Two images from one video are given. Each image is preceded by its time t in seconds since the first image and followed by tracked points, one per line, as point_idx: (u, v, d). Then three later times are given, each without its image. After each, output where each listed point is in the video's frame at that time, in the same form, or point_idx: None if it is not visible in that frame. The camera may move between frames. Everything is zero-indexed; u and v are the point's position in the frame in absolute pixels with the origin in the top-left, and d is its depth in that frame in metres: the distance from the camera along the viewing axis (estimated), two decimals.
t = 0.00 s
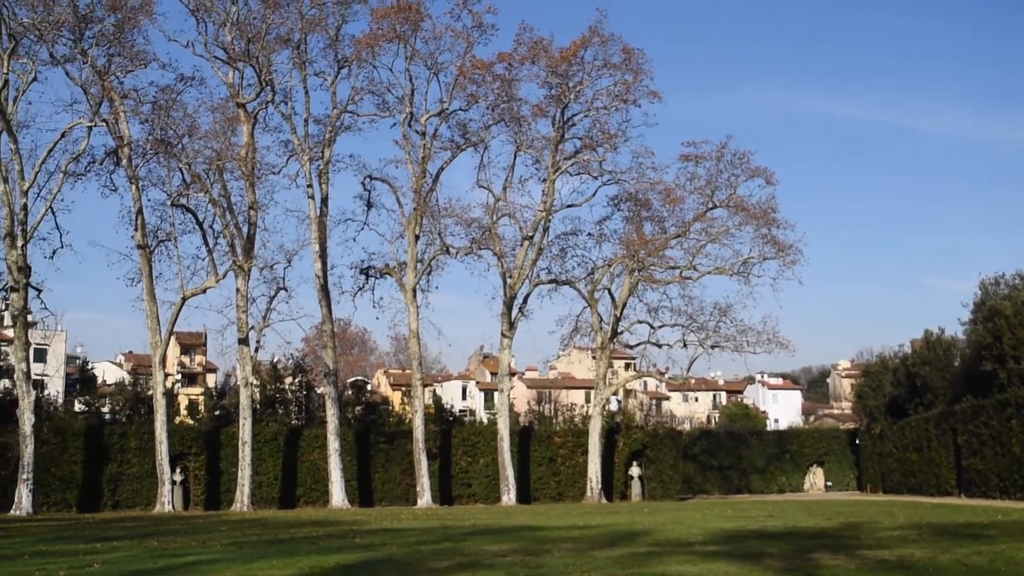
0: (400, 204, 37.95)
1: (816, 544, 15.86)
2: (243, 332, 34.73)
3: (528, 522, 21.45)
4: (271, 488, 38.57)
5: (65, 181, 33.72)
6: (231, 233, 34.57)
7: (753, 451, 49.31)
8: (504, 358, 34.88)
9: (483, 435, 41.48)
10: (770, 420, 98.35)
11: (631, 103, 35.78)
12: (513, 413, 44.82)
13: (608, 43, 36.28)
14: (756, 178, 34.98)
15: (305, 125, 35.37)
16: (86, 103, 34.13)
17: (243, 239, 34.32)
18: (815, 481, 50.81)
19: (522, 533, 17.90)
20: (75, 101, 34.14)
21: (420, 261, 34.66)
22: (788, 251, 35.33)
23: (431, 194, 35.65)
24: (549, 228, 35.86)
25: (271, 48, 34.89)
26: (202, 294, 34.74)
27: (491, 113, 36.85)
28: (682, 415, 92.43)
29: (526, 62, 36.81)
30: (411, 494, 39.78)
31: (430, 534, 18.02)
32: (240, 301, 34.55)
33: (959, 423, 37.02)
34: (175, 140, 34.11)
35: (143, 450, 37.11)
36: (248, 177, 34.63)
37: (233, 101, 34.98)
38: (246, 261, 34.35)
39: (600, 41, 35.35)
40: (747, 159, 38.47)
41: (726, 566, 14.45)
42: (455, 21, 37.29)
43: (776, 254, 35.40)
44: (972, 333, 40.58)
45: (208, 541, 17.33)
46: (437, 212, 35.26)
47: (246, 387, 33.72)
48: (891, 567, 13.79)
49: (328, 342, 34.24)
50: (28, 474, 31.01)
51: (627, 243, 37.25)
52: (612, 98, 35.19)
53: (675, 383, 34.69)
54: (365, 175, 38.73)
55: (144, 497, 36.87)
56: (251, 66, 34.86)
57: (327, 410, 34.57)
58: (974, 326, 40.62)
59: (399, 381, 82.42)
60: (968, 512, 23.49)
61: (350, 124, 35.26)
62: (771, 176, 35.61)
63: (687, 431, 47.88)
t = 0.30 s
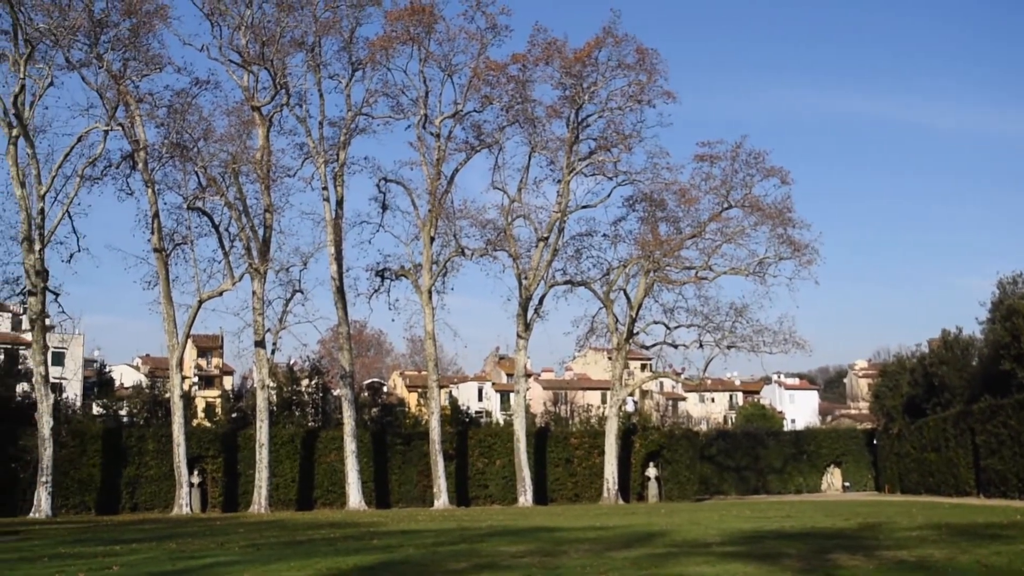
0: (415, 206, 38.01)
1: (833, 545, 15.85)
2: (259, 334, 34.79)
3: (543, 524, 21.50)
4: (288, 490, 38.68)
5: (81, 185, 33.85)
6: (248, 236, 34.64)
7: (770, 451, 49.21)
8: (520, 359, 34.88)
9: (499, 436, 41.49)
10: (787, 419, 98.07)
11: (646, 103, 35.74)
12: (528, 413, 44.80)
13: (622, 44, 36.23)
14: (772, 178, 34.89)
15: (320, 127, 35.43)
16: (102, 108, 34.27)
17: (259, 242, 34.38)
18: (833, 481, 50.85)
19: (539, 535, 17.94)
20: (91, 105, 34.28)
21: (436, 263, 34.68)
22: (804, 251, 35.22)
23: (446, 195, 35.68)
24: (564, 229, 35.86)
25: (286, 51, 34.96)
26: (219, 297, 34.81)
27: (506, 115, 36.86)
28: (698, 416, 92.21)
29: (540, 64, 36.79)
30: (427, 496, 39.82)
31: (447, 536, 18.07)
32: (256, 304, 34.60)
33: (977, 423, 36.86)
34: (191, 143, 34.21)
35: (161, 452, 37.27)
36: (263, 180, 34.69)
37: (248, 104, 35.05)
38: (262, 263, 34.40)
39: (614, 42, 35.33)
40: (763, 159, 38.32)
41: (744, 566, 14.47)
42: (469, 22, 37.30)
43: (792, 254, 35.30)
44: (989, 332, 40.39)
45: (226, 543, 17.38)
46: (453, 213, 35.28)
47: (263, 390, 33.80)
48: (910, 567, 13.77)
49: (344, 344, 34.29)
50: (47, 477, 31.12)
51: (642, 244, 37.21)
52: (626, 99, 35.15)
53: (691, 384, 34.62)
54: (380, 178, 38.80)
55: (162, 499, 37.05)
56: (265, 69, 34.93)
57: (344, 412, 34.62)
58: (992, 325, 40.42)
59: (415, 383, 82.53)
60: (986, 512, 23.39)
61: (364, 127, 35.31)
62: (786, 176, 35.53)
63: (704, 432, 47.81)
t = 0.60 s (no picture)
0: (449, 207, 38.07)
1: (870, 547, 15.76)
2: (294, 335, 34.97)
3: (576, 525, 21.53)
4: (323, 490, 38.89)
5: (118, 187, 34.13)
6: (282, 237, 34.83)
7: (806, 452, 48.92)
8: (554, 360, 34.88)
9: (533, 437, 41.51)
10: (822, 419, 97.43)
11: (679, 103, 35.62)
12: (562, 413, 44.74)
13: (655, 43, 36.12)
14: (807, 177, 34.67)
15: (354, 129, 35.55)
16: (139, 111, 34.56)
17: (293, 243, 34.56)
18: (870, 483, 50.50)
19: (574, 535, 17.95)
20: (127, 108, 34.56)
21: (469, 263, 34.72)
22: (840, 251, 35.00)
23: (479, 196, 35.71)
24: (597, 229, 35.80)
25: (319, 52, 35.11)
26: (254, 297, 34.99)
27: (539, 115, 36.86)
28: (734, 416, 91.77)
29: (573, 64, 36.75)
30: (462, 496, 39.92)
31: (482, 536, 18.13)
32: (291, 304, 34.78)
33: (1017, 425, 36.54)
34: (226, 145, 34.42)
35: (197, 452, 37.60)
36: (298, 182, 34.85)
37: (283, 105, 35.22)
38: (297, 264, 34.57)
39: (647, 41, 35.25)
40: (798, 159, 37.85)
41: (780, 568, 14.42)
42: (502, 23, 37.31)
43: (828, 254, 35.08)
44: None
45: (261, 543, 17.48)
46: (486, 214, 35.30)
47: (297, 390, 33.98)
48: (948, 569, 13.67)
49: (378, 345, 34.42)
50: (85, 476, 31.48)
51: (676, 244, 37.11)
52: (660, 98, 35.05)
53: (726, 384, 34.48)
54: (414, 179, 38.89)
55: (198, 498, 37.41)
56: (299, 71, 35.09)
57: (378, 412, 34.74)
58: None
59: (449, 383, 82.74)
60: None
61: (398, 128, 35.40)
62: (821, 175, 35.31)
63: (738, 433, 47.58)
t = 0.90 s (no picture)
0: (486, 207, 38.11)
1: (911, 548, 15.62)
2: (332, 334, 35.11)
3: (615, 524, 21.51)
4: (361, 488, 39.04)
5: (158, 187, 34.39)
6: (320, 236, 34.99)
7: (845, 452, 48.54)
8: (591, 359, 34.84)
9: (570, 436, 41.48)
10: (860, 419, 96.76)
11: (717, 101, 35.49)
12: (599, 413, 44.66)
13: (692, 41, 36.01)
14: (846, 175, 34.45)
15: (391, 128, 35.66)
16: (178, 112, 34.83)
17: (331, 243, 34.70)
18: (910, 484, 50.09)
19: (612, 535, 17.92)
20: (167, 109, 34.83)
21: (507, 263, 34.73)
22: (880, 250, 34.79)
23: (517, 195, 35.74)
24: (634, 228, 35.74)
25: (357, 53, 35.24)
26: (292, 297, 35.16)
27: (576, 114, 36.85)
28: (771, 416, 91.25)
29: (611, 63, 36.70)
30: (499, 495, 39.97)
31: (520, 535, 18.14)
32: (329, 303, 34.93)
33: None
34: (264, 146, 34.60)
35: (236, 451, 37.89)
36: (336, 182, 35.00)
37: (320, 105, 35.39)
38: (335, 264, 34.72)
39: (684, 39, 35.16)
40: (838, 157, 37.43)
41: (819, 569, 14.32)
42: (539, 22, 37.31)
43: (868, 253, 34.87)
44: None
45: (300, 541, 17.57)
46: (523, 213, 35.32)
47: (336, 389, 34.12)
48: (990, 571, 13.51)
49: (415, 344, 34.52)
50: (125, 474, 31.79)
51: (714, 242, 36.98)
52: (697, 97, 34.94)
53: (764, 384, 34.35)
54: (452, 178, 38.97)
55: (237, 497, 37.70)
56: (337, 71, 35.24)
57: (415, 411, 34.83)
58: None
59: (486, 382, 82.89)
60: None
61: (435, 127, 35.47)
62: (860, 174, 35.07)
63: (777, 432, 47.32)
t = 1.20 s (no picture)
0: (507, 206, 38.12)
1: (934, 547, 15.55)
2: (353, 334, 35.18)
3: (636, 523, 21.51)
4: (382, 487, 39.14)
5: (181, 188, 34.54)
6: (342, 236, 35.08)
7: (868, 451, 48.27)
8: (613, 358, 34.81)
9: (592, 435, 41.43)
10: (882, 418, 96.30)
11: (739, 99, 35.40)
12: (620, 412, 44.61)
13: (713, 40, 35.93)
14: (869, 173, 34.31)
15: (412, 128, 35.69)
16: (201, 112, 34.98)
17: (353, 242, 34.78)
18: (933, 483, 49.80)
19: (634, 534, 17.91)
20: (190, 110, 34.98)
21: (528, 262, 34.73)
22: (903, 248, 34.66)
23: (538, 194, 35.74)
24: (656, 227, 35.69)
25: (377, 52, 35.29)
26: (314, 296, 35.24)
27: (597, 113, 36.81)
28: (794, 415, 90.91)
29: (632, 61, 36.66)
30: (520, 494, 39.98)
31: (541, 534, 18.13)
32: (350, 302, 35.00)
33: None
34: (286, 145, 34.68)
35: (258, 450, 38.05)
36: (357, 181, 35.08)
37: (341, 105, 35.46)
38: (356, 263, 34.78)
39: (705, 37, 35.08)
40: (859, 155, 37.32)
41: (841, 569, 14.28)
42: (560, 21, 37.29)
43: (891, 251, 34.73)
44: None
45: (321, 540, 17.60)
46: (544, 212, 35.32)
47: (357, 388, 34.20)
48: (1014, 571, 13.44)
49: (437, 343, 34.56)
50: (149, 472, 31.98)
51: (736, 241, 36.88)
52: (718, 95, 34.86)
53: (787, 383, 34.24)
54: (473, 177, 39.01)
55: (259, 495, 37.87)
56: (358, 71, 35.30)
57: (436, 410, 34.88)
58: None
59: (507, 382, 82.95)
60: None
61: (456, 127, 35.50)
62: (884, 170, 35.12)
63: (799, 432, 47.14)
